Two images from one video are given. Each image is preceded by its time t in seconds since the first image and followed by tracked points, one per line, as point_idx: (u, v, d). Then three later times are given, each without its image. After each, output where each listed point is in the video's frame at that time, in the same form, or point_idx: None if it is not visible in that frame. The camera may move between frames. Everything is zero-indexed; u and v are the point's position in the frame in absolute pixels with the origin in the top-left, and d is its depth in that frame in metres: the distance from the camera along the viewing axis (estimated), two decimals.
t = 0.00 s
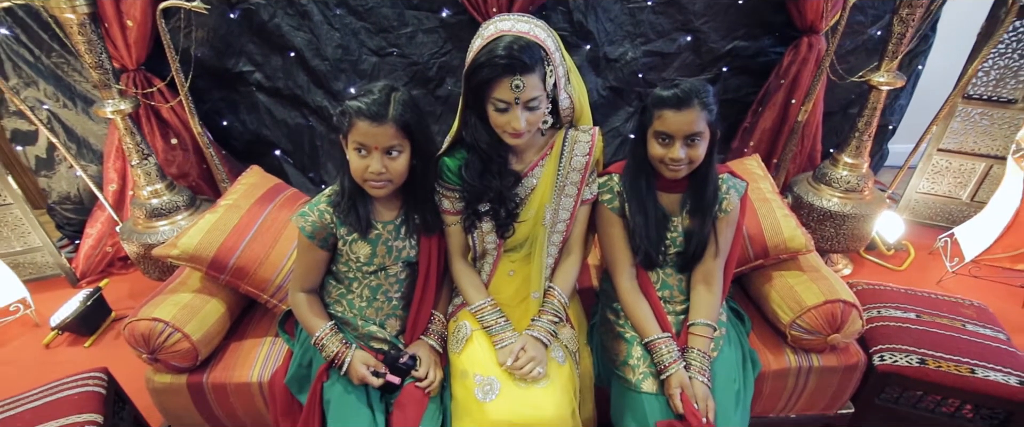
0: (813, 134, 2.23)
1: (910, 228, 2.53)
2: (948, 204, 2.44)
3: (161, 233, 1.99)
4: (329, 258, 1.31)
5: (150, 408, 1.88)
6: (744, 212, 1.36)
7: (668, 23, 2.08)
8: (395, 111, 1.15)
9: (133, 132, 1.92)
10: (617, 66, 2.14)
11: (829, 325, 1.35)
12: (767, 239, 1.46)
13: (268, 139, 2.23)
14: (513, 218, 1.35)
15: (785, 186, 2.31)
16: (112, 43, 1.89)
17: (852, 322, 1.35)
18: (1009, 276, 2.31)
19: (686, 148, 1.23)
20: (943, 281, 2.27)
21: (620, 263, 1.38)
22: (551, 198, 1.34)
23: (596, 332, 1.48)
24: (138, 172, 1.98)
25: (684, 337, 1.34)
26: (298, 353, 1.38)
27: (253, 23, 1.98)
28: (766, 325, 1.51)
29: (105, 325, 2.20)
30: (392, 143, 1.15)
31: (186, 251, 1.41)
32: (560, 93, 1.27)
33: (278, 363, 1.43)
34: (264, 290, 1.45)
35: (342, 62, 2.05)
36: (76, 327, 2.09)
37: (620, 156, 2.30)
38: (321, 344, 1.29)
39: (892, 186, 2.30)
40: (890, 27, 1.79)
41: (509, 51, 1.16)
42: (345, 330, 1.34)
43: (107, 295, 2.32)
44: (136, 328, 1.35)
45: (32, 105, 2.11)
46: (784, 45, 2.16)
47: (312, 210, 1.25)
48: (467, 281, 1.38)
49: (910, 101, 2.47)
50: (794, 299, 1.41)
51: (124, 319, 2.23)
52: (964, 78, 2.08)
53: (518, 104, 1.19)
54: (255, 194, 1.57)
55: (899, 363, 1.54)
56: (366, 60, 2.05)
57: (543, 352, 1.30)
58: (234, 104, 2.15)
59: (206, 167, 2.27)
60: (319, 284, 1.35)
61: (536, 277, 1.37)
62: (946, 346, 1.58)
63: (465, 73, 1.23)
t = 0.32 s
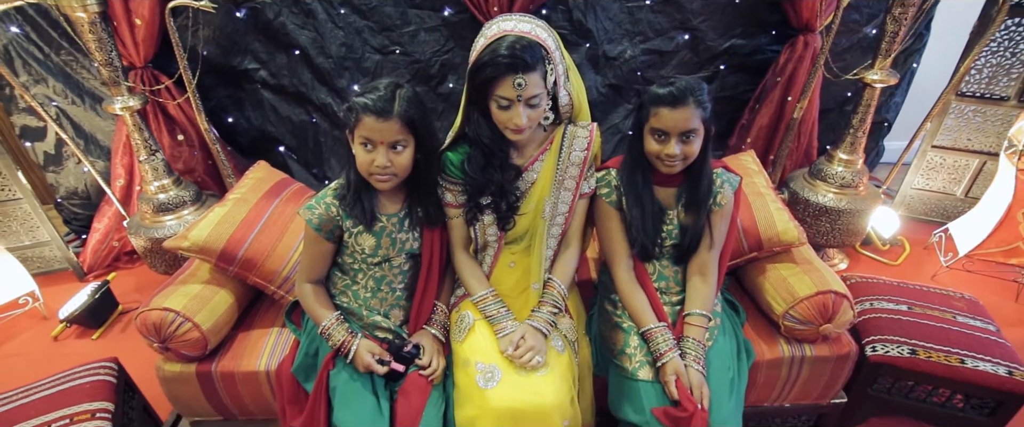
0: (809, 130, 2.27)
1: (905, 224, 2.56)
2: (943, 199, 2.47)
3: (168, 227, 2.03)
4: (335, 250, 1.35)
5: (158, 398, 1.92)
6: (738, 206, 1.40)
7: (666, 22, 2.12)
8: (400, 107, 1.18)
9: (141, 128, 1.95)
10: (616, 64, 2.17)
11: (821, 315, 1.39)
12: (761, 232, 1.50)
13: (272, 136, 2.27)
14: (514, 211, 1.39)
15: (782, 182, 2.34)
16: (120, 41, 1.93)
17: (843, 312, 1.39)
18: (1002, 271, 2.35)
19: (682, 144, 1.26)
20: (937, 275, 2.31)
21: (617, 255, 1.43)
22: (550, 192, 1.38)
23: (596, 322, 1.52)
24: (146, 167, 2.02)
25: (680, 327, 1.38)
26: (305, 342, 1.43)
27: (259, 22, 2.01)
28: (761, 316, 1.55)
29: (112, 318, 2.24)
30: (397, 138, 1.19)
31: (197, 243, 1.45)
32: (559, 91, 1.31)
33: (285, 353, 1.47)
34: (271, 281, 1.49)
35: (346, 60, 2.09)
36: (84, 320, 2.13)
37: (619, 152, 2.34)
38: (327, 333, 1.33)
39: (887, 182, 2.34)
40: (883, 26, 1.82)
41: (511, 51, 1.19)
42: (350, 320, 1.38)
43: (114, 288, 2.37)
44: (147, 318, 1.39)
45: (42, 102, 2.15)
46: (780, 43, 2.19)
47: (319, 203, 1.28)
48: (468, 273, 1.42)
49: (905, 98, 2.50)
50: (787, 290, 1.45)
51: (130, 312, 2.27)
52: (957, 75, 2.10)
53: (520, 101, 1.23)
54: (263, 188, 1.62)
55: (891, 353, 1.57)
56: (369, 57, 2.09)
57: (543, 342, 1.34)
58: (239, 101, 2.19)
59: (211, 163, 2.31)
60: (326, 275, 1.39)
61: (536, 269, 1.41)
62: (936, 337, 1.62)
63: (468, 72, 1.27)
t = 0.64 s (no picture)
0: (804, 127, 2.31)
1: (899, 218, 2.61)
2: (936, 195, 2.51)
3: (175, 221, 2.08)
4: (341, 241, 1.39)
5: (166, 388, 1.97)
6: (731, 198, 1.45)
7: (664, 21, 2.16)
8: (405, 104, 1.22)
9: (150, 124, 2.00)
10: (615, 62, 2.22)
11: (811, 305, 1.43)
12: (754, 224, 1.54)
13: (277, 132, 2.31)
14: (515, 204, 1.43)
15: (777, 177, 2.39)
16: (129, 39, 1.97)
17: (833, 302, 1.43)
18: (994, 264, 2.40)
19: (677, 139, 1.31)
20: (931, 269, 2.35)
21: (614, 246, 1.47)
22: (550, 185, 1.43)
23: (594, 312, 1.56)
24: (154, 163, 2.06)
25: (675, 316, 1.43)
26: (312, 331, 1.47)
27: (265, 21, 2.06)
28: (754, 307, 1.59)
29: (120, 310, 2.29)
30: (401, 134, 1.24)
31: (207, 235, 1.50)
32: (557, 88, 1.36)
33: (292, 341, 1.51)
34: (278, 272, 1.54)
35: (350, 57, 2.13)
36: (93, 312, 2.18)
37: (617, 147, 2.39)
38: (334, 322, 1.38)
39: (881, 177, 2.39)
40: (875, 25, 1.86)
41: (512, 51, 1.23)
42: (356, 309, 1.43)
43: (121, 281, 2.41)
44: (159, 307, 1.43)
45: (51, 98, 2.19)
46: (776, 41, 2.24)
47: (327, 196, 1.33)
48: (470, 264, 1.46)
49: (899, 96, 2.55)
50: (780, 281, 1.49)
51: (137, 304, 2.32)
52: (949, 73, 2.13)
53: (520, 99, 1.27)
54: (270, 182, 1.66)
55: (882, 343, 1.62)
56: (373, 55, 2.14)
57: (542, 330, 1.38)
58: (245, 98, 2.24)
59: (217, 159, 2.36)
60: (332, 266, 1.44)
61: (535, 259, 1.45)
62: (926, 327, 1.66)
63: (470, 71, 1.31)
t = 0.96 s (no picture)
0: (799, 124, 2.36)
1: (893, 214, 2.66)
2: (930, 190, 2.56)
3: (182, 216, 2.13)
4: (347, 233, 1.44)
5: (173, 378, 2.02)
6: (724, 190, 1.50)
7: (661, 20, 2.21)
8: (410, 100, 1.27)
9: (158, 120, 2.04)
10: (614, 60, 2.26)
11: (803, 295, 1.48)
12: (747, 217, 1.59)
13: (282, 129, 2.36)
14: (515, 197, 1.48)
15: (773, 173, 2.43)
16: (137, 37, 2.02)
17: (824, 292, 1.48)
18: (985, 259, 2.46)
19: (671, 134, 1.36)
20: (924, 264, 2.40)
21: (611, 238, 1.52)
22: (549, 178, 1.47)
23: (591, 302, 1.61)
24: (161, 158, 2.11)
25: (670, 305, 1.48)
26: (318, 320, 1.52)
27: (270, 20, 2.10)
28: (747, 297, 1.64)
29: (127, 303, 2.33)
30: (407, 129, 1.28)
31: (217, 227, 1.54)
32: (556, 85, 1.40)
33: (299, 330, 1.56)
34: (286, 263, 1.59)
35: (354, 56, 2.18)
36: (101, 304, 2.22)
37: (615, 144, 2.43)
38: (340, 311, 1.42)
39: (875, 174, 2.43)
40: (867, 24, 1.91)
41: (511, 51, 1.28)
42: (361, 299, 1.47)
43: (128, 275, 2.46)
44: (170, 296, 1.47)
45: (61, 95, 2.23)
46: (771, 40, 2.28)
47: (333, 189, 1.37)
48: (472, 255, 1.51)
49: (893, 93, 2.59)
50: (772, 272, 1.54)
51: (143, 297, 2.36)
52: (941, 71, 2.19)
53: (519, 96, 1.31)
54: (277, 176, 1.71)
55: (873, 333, 1.66)
56: (376, 53, 2.18)
57: (542, 319, 1.43)
58: (250, 95, 2.28)
59: (222, 155, 2.40)
60: (338, 257, 1.48)
61: (535, 251, 1.50)
62: (916, 318, 1.70)
63: (471, 69, 1.36)
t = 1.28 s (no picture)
0: (795, 121, 2.40)
1: (888, 210, 2.69)
2: (924, 187, 2.60)
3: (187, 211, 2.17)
4: (352, 226, 1.48)
5: (179, 369, 2.06)
6: (719, 184, 1.55)
7: (659, 19, 2.24)
8: (414, 96, 1.31)
9: (164, 117, 2.08)
10: (612, 58, 2.30)
11: (795, 286, 1.52)
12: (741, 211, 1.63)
13: (285, 126, 2.40)
14: (515, 191, 1.52)
15: (769, 170, 2.47)
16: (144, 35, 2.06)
17: (815, 284, 1.52)
18: (978, 254, 2.50)
19: (665, 129, 1.40)
20: (918, 259, 2.44)
21: (609, 231, 1.57)
22: (548, 173, 1.51)
23: (590, 293, 1.65)
24: (168, 154, 2.15)
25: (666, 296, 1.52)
26: (323, 311, 1.56)
27: (275, 18, 2.14)
28: (742, 290, 1.68)
29: (133, 297, 2.37)
30: (412, 124, 1.32)
31: (225, 220, 1.59)
32: (555, 82, 1.44)
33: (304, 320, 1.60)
34: (291, 256, 1.63)
35: (357, 54, 2.21)
36: (107, 298, 2.26)
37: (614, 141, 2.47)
38: (345, 301, 1.46)
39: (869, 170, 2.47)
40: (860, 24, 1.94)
41: (511, 50, 1.31)
42: (366, 290, 1.51)
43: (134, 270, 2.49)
44: (179, 287, 1.51)
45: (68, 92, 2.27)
46: (768, 39, 2.32)
47: (339, 183, 1.41)
48: (473, 247, 1.55)
49: (888, 92, 2.63)
50: (765, 264, 1.58)
51: (149, 291, 2.40)
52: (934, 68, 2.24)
53: (518, 93, 1.35)
54: (283, 171, 1.75)
55: (865, 325, 1.70)
56: (379, 52, 2.22)
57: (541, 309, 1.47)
58: (255, 93, 2.32)
59: (227, 151, 2.44)
60: (343, 249, 1.52)
61: (535, 244, 1.54)
62: (907, 310, 1.74)
63: (472, 67, 1.40)
